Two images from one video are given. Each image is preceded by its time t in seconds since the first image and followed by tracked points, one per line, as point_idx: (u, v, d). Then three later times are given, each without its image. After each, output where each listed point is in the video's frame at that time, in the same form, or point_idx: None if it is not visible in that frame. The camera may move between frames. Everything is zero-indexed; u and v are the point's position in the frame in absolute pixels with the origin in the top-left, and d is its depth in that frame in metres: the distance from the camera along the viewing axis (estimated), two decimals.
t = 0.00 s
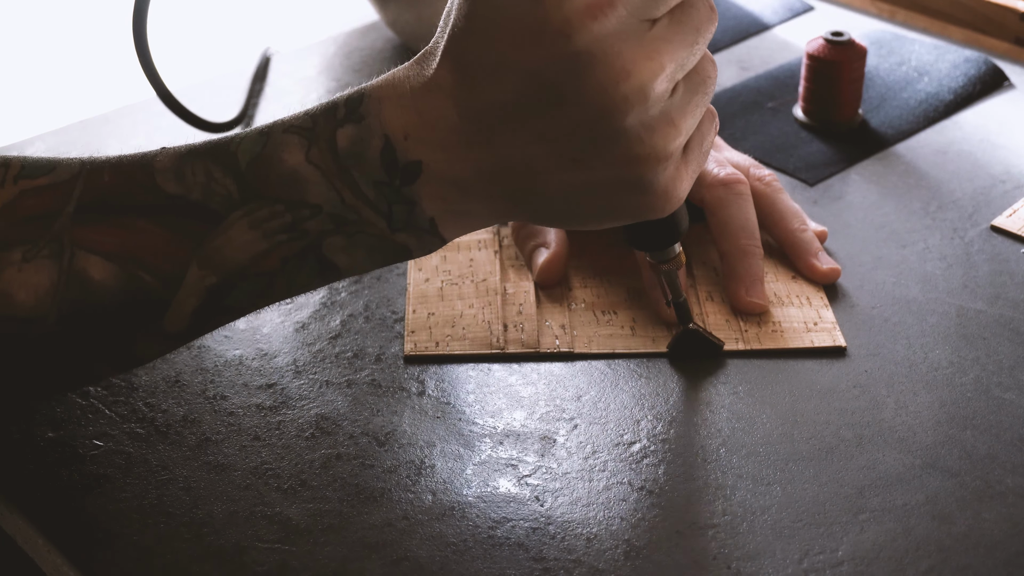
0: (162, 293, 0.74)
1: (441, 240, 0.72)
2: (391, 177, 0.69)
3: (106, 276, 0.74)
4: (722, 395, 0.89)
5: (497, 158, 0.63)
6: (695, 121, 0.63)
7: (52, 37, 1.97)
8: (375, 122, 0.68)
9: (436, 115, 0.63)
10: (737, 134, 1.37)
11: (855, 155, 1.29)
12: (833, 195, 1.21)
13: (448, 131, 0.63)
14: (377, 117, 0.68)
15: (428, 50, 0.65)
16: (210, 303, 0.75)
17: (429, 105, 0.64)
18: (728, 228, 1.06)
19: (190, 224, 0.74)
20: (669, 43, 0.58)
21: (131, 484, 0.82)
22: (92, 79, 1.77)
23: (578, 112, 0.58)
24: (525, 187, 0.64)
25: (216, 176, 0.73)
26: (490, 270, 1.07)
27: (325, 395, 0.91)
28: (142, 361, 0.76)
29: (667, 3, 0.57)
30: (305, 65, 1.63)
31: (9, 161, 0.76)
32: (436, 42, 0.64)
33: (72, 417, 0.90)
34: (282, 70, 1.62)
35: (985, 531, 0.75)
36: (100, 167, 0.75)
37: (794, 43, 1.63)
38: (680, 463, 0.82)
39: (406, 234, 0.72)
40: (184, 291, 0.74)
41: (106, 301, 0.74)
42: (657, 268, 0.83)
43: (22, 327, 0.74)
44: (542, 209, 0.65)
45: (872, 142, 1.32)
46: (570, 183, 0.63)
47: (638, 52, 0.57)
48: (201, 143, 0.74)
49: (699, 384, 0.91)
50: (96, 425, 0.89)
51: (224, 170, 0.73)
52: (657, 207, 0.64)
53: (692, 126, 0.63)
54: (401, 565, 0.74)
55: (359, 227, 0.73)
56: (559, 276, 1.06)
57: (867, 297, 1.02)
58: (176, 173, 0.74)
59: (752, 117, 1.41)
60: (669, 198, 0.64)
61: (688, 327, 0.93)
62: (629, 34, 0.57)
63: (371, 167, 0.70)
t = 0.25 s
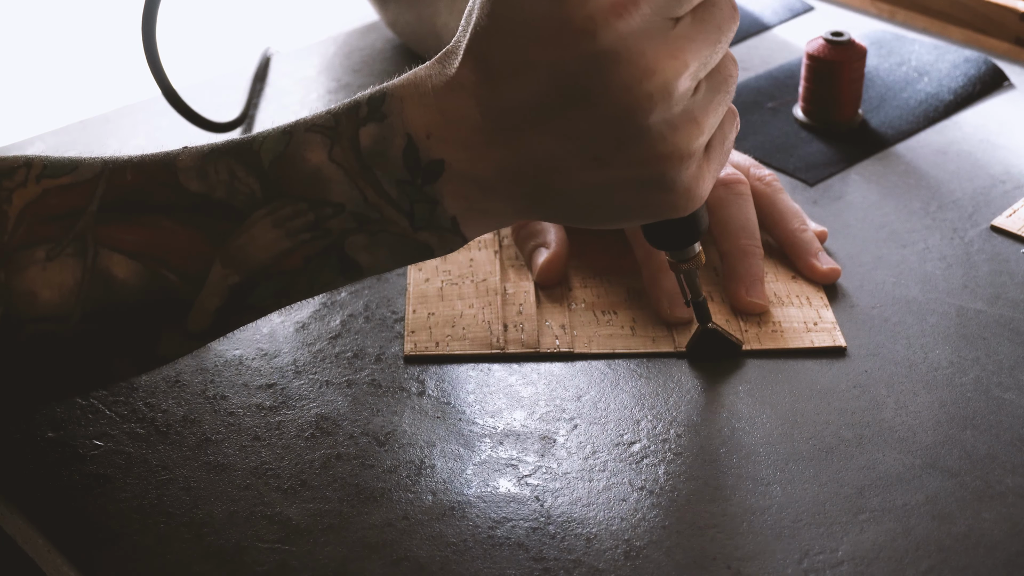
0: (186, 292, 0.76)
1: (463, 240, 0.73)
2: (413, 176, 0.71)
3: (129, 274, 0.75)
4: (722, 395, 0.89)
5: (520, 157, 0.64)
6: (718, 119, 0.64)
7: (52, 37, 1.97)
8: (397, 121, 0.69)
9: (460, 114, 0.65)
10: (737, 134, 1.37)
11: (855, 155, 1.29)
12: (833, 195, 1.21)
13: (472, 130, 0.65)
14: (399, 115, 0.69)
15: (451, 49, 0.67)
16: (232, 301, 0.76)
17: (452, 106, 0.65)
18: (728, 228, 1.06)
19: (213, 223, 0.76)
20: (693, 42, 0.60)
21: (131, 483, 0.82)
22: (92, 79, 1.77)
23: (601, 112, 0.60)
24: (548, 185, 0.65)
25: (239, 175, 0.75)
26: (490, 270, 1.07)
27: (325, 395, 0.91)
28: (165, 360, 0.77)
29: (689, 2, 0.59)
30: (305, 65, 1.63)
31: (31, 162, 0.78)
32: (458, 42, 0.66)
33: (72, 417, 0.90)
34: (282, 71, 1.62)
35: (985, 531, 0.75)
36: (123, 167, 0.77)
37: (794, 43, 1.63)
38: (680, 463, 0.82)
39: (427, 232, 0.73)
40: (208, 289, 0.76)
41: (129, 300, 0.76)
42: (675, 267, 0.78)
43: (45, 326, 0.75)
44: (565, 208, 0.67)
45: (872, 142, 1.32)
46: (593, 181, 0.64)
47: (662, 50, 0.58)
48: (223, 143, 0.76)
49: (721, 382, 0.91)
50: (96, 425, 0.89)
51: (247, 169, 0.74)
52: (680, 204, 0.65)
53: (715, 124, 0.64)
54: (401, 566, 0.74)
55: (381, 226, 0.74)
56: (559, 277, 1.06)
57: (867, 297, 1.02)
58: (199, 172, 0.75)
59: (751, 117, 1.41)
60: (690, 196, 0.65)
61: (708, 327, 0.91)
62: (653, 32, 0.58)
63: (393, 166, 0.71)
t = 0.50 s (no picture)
0: (210, 292, 0.77)
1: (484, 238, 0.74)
2: (435, 175, 0.71)
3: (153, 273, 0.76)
4: (722, 395, 0.89)
5: (542, 157, 0.64)
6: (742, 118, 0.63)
7: (52, 37, 1.97)
8: (420, 121, 0.70)
9: (482, 113, 0.65)
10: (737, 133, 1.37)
11: (855, 155, 1.29)
12: (833, 195, 1.21)
13: (494, 130, 0.65)
14: (422, 115, 0.70)
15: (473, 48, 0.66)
16: (256, 301, 0.77)
17: (474, 105, 0.65)
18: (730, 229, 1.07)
19: (237, 223, 0.76)
20: (717, 41, 0.59)
21: (131, 483, 0.82)
22: (92, 79, 1.77)
23: (622, 112, 0.59)
24: (569, 184, 0.65)
25: (263, 175, 0.75)
26: (491, 270, 1.07)
27: (325, 395, 0.91)
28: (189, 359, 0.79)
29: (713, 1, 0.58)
30: (305, 65, 1.63)
31: (53, 162, 0.78)
32: (479, 42, 0.65)
33: (72, 417, 0.90)
34: (283, 71, 1.62)
35: (985, 531, 0.75)
36: (145, 167, 0.77)
37: (794, 43, 1.63)
38: (680, 463, 0.82)
39: (449, 231, 0.74)
40: (232, 289, 0.76)
41: (153, 299, 0.76)
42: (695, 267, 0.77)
43: (67, 326, 0.75)
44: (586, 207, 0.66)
45: (872, 142, 1.32)
46: (614, 181, 0.64)
47: (685, 50, 0.58)
48: (246, 144, 0.76)
49: (740, 384, 0.91)
50: (96, 425, 0.89)
51: (271, 169, 0.75)
52: (703, 204, 0.65)
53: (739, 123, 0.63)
54: (401, 566, 0.74)
55: (403, 225, 0.75)
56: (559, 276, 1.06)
57: (867, 297, 1.02)
58: (223, 172, 0.76)
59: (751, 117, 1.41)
60: (713, 197, 0.64)
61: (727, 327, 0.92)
62: (676, 32, 0.57)
63: (415, 165, 0.71)
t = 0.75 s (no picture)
0: (233, 292, 0.77)
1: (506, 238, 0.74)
2: (458, 176, 0.71)
3: (176, 274, 0.76)
4: (723, 395, 0.89)
5: (565, 156, 0.65)
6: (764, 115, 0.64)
7: (51, 38, 1.97)
8: (442, 121, 0.70)
9: (505, 114, 0.65)
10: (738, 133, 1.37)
11: (855, 155, 1.29)
12: (834, 195, 1.21)
13: (516, 130, 0.65)
14: (444, 115, 0.69)
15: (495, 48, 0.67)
16: (279, 301, 0.77)
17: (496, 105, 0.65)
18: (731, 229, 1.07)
19: (261, 224, 0.76)
20: (740, 39, 0.59)
21: (131, 483, 0.82)
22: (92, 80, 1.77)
23: (646, 110, 0.60)
24: (592, 183, 0.66)
25: (286, 175, 0.75)
26: (491, 270, 1.07)
27: (325, 395, 0.91)
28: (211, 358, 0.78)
29: None
30: (305, 65, 1.63)
31: (77, 162, 0.78)
32: (500, 42, 0.66)
33: (71, 416, 0.90)
34: (283, 71, 1.62)
35: (985, 531, 0.75)
36: (168, 167, 0.77)
37: (794, 43, 1.63)
38: (680, 463, 0.82)
39: (472, 231, 0.74)
40: (255, 289, 0.76)
41: (177, 299, 0.76)
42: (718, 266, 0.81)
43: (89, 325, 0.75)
44: (610, 205, 0.67)
45: (872, 142, 1.32)
46: (638, 179, 0.64)
47: (710, 48, 0.58)
48: (268, 144, 0.76)
49: (762, 383, 0.91)
50: (96, 425, 0.89)
51: (294, 169, 0.74)
52: (725, 203, 0.65)
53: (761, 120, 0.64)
54: (401, 566, 0.74)
55: (426, 225, 0.74)
56: (559, 276, 1.06)
57: (867, 297, 1.02)
58: (245, 172, 0.76)
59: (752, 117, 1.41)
60: (735, 194, 0.65)
61: (745, 327, 0.92)
62: (700, 30, 0.58)
63: (438, 166, 0.71)
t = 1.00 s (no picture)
0: (259, 292, 0.77)
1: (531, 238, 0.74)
2: (484, 175, 0.71)
3: (203, 274, 0.76)
4: (722, 395, 0.89)
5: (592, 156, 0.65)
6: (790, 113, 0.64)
7: (51, 37, 1.97)
8: (466, 120, 0.70)
9: (531, 114, 0.65)
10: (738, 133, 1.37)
11: (855, 155, 1.29)
12: (834, 195, 1.21)
13: (542, 130, 0.65)
14: (469, 115, 0.70)
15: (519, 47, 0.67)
16: (304, 301, 0.77)
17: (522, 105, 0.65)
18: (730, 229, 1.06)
19: (287, 223, 0.76)
20: (767, 37, 0.60)
21: (131, 483, 0.82)
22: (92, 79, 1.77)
23: (675, 109, 0.61)
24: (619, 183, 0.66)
25: (312, 175, 0.75)
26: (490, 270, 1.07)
27: (325, 395, 0.91)
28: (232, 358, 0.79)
29: None
30: (305, 65, 1.63)
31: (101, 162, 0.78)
32: (525, 42, 0.66)
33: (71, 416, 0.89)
34: (283, 71, 1.62)
35: (985, 531, 0.75)
36: (193, 167, 0.77)
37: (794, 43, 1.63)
38: (680, 463, 0.82)
39: (496, 231, 0.74)
40: (280, 288, 0.77)
41: (203, 299, 0.76)
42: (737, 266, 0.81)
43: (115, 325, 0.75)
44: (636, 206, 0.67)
45: (872, 142, 1.32)
46: (665, 178, 0.65)
47: (739, 47, 0.59)
48: (293, 143, 0.76)
49: (779, 382, 0.91)
50: (96, 425, 0.89)
51: (319, 168, 0.75)
52: (750, 202, 0.66)
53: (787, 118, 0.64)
54: (401, 566, 0.74)
55: (450, 225, 0.74)
56: (560, 276, 1.05)
57: (867, 297, 1.02)
58: (270, 172, 0.76)
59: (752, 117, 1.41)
60: (762, 192, 0.66)
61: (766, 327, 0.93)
62: (730, 29, 0.58)
63: (463, 165, 0.71)
